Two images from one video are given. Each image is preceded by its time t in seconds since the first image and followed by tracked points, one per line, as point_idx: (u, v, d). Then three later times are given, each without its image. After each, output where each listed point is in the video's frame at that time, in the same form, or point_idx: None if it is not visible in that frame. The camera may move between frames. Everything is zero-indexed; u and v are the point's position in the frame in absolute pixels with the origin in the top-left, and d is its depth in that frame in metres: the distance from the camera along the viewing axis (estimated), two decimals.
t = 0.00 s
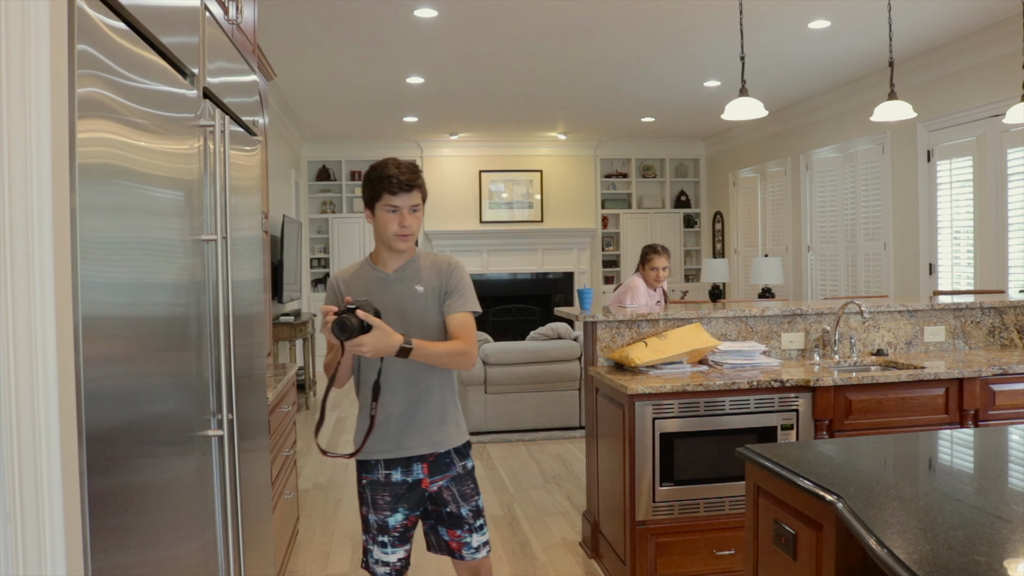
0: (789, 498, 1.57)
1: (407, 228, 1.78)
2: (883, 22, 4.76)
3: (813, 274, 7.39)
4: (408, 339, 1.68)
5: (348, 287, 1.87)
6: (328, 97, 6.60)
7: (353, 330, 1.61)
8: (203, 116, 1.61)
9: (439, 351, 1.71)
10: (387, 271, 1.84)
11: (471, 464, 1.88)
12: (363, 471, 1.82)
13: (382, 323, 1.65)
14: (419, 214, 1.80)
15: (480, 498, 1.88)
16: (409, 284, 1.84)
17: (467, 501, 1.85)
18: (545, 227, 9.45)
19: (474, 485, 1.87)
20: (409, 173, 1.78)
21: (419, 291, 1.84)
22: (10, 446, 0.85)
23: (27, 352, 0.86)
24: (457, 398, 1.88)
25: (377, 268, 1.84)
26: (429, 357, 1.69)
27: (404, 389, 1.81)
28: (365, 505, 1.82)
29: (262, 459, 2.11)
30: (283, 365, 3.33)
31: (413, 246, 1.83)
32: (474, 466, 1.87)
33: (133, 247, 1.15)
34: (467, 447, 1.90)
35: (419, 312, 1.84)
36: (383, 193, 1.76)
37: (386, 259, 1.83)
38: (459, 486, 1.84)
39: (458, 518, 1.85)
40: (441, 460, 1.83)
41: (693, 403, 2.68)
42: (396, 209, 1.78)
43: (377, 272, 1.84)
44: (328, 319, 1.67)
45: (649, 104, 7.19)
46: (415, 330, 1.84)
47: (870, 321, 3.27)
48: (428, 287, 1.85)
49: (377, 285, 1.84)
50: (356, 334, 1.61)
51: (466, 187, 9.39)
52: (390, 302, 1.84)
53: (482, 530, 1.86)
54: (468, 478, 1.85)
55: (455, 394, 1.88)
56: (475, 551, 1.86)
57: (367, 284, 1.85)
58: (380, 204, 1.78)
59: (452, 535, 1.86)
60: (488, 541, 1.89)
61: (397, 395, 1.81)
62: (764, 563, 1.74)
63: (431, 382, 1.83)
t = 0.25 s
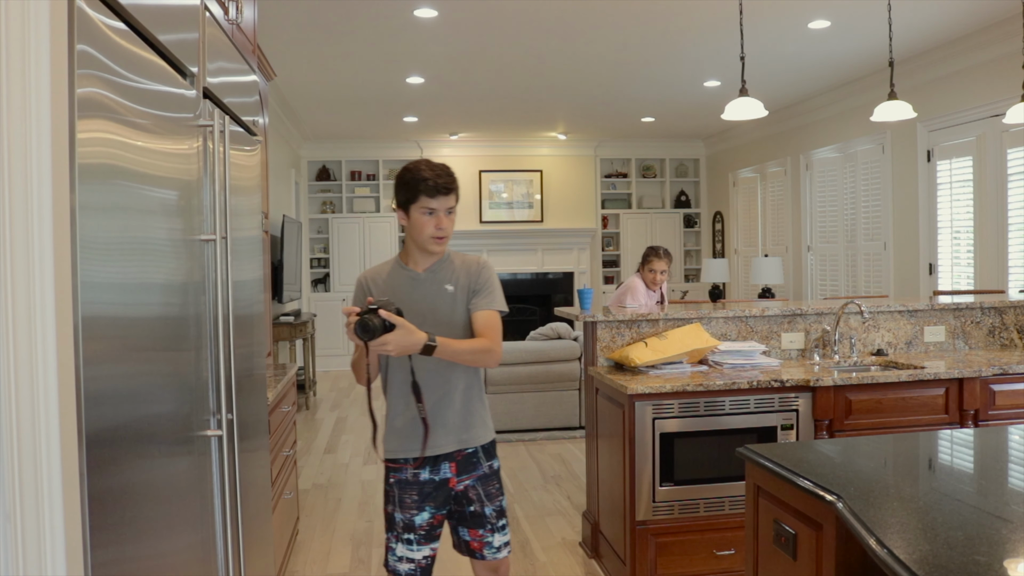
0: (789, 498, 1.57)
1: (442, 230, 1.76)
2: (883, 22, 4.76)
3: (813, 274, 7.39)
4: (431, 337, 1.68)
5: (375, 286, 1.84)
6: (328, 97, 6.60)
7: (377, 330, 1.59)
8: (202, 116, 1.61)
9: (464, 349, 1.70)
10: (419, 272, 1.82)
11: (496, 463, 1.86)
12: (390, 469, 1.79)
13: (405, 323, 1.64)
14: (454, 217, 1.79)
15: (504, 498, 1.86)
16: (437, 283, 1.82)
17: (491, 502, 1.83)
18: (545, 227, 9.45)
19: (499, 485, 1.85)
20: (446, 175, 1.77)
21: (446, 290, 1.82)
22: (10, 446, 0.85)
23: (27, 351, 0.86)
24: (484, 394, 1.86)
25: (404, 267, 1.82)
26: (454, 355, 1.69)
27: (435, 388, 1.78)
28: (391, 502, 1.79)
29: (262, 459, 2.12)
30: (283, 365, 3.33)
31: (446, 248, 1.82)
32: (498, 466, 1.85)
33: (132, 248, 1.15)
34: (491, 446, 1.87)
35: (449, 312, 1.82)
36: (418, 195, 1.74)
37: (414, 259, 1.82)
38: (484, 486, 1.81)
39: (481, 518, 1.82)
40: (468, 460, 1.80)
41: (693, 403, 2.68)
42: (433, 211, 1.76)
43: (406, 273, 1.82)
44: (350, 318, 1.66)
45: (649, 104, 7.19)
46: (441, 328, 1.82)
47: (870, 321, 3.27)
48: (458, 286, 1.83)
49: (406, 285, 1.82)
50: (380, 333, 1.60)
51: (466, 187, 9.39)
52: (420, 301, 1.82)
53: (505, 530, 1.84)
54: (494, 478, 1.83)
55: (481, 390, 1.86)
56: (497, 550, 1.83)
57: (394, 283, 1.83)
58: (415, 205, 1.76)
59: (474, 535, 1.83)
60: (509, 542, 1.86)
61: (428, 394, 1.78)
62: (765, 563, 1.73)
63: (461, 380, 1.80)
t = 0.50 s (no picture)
0: (789, 498, 1.57)
1: (484, 236, 1.74)
2: (883, 22, 4.76)
3: (813, 274, 7.39)
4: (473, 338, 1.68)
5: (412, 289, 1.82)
6: (328, 97, 6.60)
7: (422, 332, 1.61)
8: (202, 116, 1.61)
9: (503, 348, 1.68)
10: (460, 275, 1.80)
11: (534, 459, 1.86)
12: (436, 467, 1.77)
13: (448, 326, 1.65)
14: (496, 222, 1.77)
15: (541, 494, 1.85)
16: (476, 285, 1.80)
17: (530, 498, 1.82)
18: (545, 227, 9.45)
19: (538, 480, 1.85)
20: (488, 180, 1.75)
21: (485, 291, 1.80)
22: (9, 445, 0.85)
23: (27, 350, 0.86)
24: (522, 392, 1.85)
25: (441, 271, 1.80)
26: (494, 355, 1.67)
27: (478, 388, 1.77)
28: (438, 499, 1.77)
29: (262, 459, 2.12)
30: (283, 365, 3.33)
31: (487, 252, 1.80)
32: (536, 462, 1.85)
33: (132, 248, 1.15)
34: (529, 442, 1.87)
35: (488, 312, 1.80)
36: (461, 201, 1.72)
37: (451, 262, 1.80)
38: (524, 482, 1.81)
39: (520, 513, 1.81)
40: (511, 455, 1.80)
41: (693, 403, 2.68)
42: (475, 217, 1.74)
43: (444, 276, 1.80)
44: (392, 322, 1.66)
45: (649, 104, 7.19)
46: (479, 329, 1.80)
47: (870, 321, 3.27)
48: (497, 287, 1.81)
49: (444, 288, 1.80)
50: (425, 335, 1.62)
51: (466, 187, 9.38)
52: (459, 303, 1.80)
53: (541, 525, 1.84)
54: (534, 473, 1.83)
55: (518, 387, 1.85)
56: (533, 547, 1.82)
57: (432, 286, 1.80)
58: (458, 211, 1.74)
59: (510, 530, 1.81)
60: (543, 537, 1.86)
61: (470, 394, 1.76)
62: (765, 563, 1.73)
63: (501, 378, 1.79)
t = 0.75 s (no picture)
0: (789, 498, 1.57)
1: (520, 242, 1.71)
2: (883, 22, 4.76)
3: (813, 274, 7.39)
4: (520, 339, 1.67)
5: (453, 289, 1.83)
6: (328, 97, 6.60)
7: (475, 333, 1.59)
8: (202, 116, 1.61)
9: (548, 348, 1.67)
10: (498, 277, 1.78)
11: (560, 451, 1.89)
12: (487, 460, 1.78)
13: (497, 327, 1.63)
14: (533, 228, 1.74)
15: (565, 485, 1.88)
16: (515, 287, 1.80)
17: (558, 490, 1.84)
18: (545, 227, 9.44)
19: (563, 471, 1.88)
20: (527, 185, 1.71)
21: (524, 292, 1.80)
22: (9, 444, 0.85)
23: (27, 349, 0.86)
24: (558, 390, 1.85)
25: (479, 271, 1.80)
26: (540, 355, 1.67)
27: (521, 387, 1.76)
28: (503, 493, 1.78)
29: (262, 459, 2.12)
30: (283, 365, 3.32)
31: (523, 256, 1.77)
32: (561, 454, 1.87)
33: (133, 248, 1.15)
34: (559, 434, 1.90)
35: (528, 313, 1.80)
36: (498, 207, 1.69)
37: (488, 265, 1.80)
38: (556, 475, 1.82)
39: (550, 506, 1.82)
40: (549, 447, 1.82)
41: (693, 403, 2.68)
42: (511, 223, 1.70)
43: (482, 277, 1.79)
44: (443, 323, 1.63)
45: (649, 104, 7.19)
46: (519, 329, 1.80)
47: (870, 321, 3.27)
48: (536, 288, 1.81)
49: (484, 289, 1.79)
50: (477, 336, 1.60)
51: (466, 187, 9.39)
52: (499, 303, 1.80)
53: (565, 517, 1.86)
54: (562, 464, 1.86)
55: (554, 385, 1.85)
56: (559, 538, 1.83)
57: (473, 287, 1.80)
58: (494, 217, 1.71)
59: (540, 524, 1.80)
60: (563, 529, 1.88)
61: (515, 394, 1.75)
62: (765, 563, 1.73)
63: (542, 378, 1.79)
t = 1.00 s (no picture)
0: (789, 498, 1.57)
1: (552, 248, 1.71)
2: (883, 22, 4.76)
3: (813, 274, 7.39)
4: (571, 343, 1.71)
5: (488, 293, 1.78)
6: (328, 97, 6.60)
7: (533, 337, 1.62)
8: (202, 116, 1.61)
9: (592, 351, 1.73)
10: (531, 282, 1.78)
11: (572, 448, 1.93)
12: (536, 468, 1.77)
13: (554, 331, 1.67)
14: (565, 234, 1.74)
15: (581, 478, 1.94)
16: (549, 291, 1.80)
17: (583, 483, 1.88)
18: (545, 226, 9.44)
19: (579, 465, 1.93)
20: (561, 192, 1.71)
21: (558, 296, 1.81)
22: (9, 443, 0.85)
23: (27, 349, 0.86)
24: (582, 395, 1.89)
25: (512, 275, 1.78)
26: (587, 360, 1.72)
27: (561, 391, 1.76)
28: (556, 497, 1.78)
29: (262, 459, 2.11)
30: (283, 365, 3.32)
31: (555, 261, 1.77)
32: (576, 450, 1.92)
33: (133, 248, 1.15)
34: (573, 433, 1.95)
35: (562, 317, 1.81)
36: (531, 215, 1.69)
37: (521, 268, 1.79)
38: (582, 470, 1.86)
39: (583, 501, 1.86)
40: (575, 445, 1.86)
41: (693, 403, 2.68)
42: (544, 230, 1.70)
43: (516, 280, 1.78)
44: (500, 328, 1.63)
45: (649, 104, 7.19)
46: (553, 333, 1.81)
47: (870, 321, 3.27)
48: (569, 293, 1.83)
49: (520, 293, 1.78)
50: (537, 341, 1.62)
51: (466, 187, 9.39)
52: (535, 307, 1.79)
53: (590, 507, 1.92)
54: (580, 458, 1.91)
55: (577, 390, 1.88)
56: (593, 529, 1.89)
57: (508, 290, 1.78)
58: (526, 224, 1.71)
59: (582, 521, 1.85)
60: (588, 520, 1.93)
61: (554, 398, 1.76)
62: (765, 563, 1.73)
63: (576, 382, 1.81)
